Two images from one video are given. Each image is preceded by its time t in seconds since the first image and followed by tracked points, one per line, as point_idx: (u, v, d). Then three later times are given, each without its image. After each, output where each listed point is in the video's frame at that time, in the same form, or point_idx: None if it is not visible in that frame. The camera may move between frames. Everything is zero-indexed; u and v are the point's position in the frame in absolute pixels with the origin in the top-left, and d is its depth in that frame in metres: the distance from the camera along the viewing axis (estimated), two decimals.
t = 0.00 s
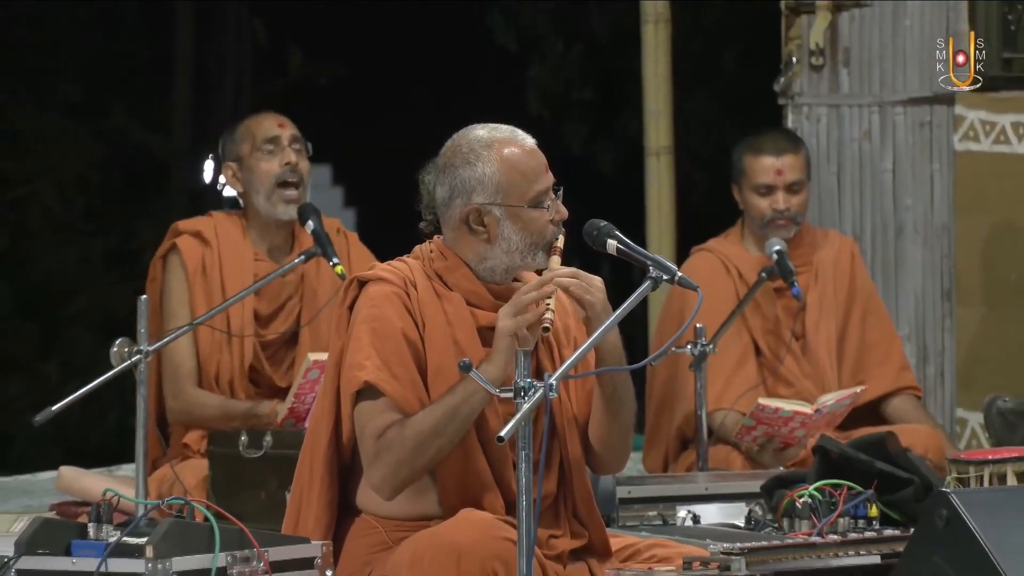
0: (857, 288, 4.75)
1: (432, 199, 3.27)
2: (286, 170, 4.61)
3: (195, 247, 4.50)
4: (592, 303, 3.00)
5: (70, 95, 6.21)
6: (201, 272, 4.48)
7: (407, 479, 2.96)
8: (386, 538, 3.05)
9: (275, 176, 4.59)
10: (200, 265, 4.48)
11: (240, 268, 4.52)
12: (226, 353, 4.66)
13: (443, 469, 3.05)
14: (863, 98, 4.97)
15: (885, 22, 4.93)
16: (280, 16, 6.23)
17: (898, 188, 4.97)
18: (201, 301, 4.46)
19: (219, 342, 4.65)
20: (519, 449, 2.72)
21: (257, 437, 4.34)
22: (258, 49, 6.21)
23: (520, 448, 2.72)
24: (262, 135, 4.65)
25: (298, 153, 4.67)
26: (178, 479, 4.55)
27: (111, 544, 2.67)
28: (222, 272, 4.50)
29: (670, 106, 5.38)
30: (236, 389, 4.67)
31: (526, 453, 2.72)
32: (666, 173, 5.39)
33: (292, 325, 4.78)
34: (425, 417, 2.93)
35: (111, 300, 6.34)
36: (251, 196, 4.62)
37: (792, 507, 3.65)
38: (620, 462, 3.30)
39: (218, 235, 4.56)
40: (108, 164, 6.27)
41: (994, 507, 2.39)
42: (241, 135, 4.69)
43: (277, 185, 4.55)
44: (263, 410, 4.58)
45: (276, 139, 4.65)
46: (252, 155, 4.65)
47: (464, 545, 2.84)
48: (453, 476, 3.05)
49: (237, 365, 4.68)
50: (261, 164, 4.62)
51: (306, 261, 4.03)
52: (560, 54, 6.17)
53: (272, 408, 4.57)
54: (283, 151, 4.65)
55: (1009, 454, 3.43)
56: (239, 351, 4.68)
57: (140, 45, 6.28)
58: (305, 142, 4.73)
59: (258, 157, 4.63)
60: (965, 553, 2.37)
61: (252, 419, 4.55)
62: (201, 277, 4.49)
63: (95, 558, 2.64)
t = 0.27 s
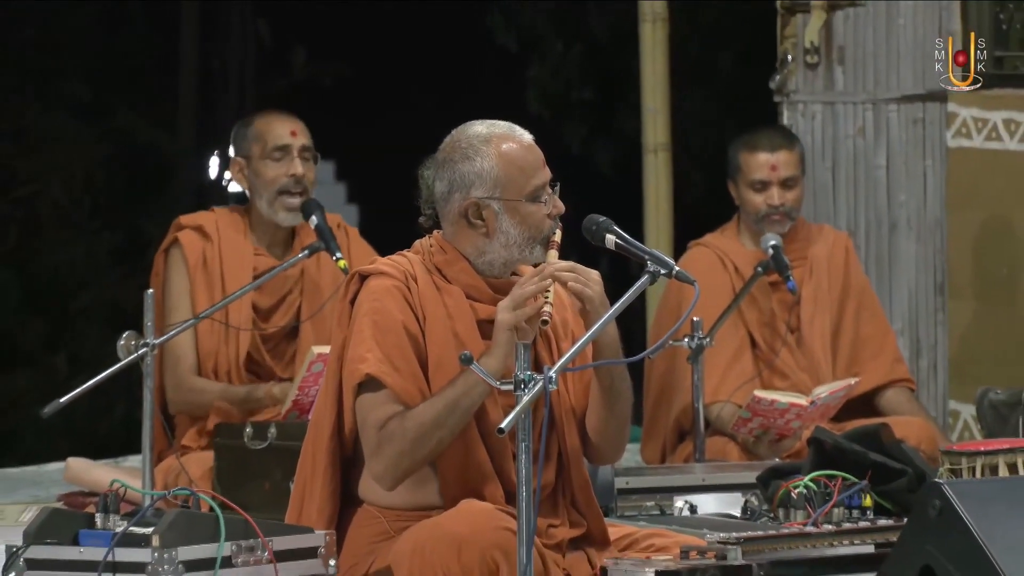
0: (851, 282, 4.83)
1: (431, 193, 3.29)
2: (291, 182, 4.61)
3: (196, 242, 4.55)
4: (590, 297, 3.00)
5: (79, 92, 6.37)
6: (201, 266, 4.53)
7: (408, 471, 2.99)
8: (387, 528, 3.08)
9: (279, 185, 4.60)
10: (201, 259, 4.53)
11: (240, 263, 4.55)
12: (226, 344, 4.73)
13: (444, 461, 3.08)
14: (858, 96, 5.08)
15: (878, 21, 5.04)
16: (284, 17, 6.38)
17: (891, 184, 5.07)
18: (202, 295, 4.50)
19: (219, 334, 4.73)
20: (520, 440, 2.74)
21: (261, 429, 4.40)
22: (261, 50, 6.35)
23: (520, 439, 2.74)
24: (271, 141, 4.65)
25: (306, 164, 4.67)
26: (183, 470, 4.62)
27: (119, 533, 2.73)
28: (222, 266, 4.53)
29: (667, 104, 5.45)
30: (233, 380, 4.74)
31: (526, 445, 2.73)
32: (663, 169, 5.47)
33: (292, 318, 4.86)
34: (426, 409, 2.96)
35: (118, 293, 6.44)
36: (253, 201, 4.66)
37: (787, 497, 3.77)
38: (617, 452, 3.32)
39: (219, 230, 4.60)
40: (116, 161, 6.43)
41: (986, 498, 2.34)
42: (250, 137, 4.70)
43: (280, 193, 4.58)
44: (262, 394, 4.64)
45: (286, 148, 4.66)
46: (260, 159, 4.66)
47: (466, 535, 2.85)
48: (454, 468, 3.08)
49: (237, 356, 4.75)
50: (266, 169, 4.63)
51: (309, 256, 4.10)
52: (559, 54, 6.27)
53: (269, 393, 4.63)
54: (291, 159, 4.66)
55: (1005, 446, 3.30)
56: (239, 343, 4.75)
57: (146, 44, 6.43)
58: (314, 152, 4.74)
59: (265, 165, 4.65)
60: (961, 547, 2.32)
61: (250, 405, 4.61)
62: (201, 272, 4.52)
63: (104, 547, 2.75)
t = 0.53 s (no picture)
0: (846, 275, 4.90)
1: (428, 186, 3.27)
2: (292, 178, 4.68)
3: (201, 235, 4.61)
4: (587, 289, 2.99)
5: (88, 91, 6.42)
6: (206, 259, 4.58)
7: (408, 462, 2.97)
8: (389, 517, 3.08)
9: (281, 181, 4.67)
10: (206, 252, 4.59)
11: (246, 254, 4.62)
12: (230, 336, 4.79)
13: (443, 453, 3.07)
14: (852, 92, 5.12)
15: (873, 20, 5.09)
16: (286, 17, 6.48)
17: (886, 178, 5.10)
18: (206, 287, 4.56)
19: (223, 326, 4.78)
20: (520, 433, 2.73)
21: (265, 420, 4.45)
22: (265, 50, 6.46)
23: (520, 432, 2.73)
24: (275, 137, 4.72)
25: (309, 160, 4.74)
26: (188, 459, 4.69)
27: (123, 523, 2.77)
28: (228, 258, 4.60)
29: (664, 100, 5.51)
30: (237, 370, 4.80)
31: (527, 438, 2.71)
32: (661, 163, 5.52)
33: (295, 311, 4.93)
34: (425, 402, 2.93)
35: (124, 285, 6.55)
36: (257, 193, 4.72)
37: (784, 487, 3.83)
38: (613, 442, 3.31)
39: (224, 223, 4.66)
40: (123, 158, 6.50)
41: (979, 486, 2.39)
42: (256, 131, 4.76)
43: (281, 188, 4.65)
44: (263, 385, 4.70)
45: (289, 144, 4.73)
46: (263, 154, 4.73)
47: (466, 525, 2.88)
48: (453, 458, 3.07)
49: (240, 348, 4.81)
50: (269, 164, 4.71)
51: (313, 249, 4.15)
52: (559, 54, 6.39)
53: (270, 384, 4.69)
54: (294, 155, 4.73)
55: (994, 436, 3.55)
56: (243, 335, 4.81)
57: (152, 43, 6.48)
58: (318, 149, 4.81)
59: (268, 159, 4.72)
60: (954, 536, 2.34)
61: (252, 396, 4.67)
62: (207, 264, 4.58)
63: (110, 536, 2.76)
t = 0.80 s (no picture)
0: (841, 268, 4.98)
1: (423, 179, 3.21)
2: (298, 172, 4.75)
3: (209, 230, 4.69)
4: (582, 279, 2.96)
5: (92, 86, 6.63)
6: (214, 253, 4.66)
7: (408, 450, 2.92)
8: (390, 506, 3.02)
9: (287, 176, 4.74)
10: (214, 246, 4.67)
11: (252, 250, 4.69)
12: (234, 331, 4.85)
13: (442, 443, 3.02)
14: (846, 88, 5.22)
15: (867, 17, 5.17)
16: (290, 15, 6.58)
17: (880, 173, 5.21)
18: (212, 281, 4.64)
19: (229, 319, 4.85)
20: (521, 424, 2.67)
21: (269, 411, 4.50)
22: (269, 46, 6.56)
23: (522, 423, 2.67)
24: (281, 132, 4.80)
25: (315, 154, 4.82)
26: (194, 450, 4.77)
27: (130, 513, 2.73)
28: (235, 252, 4.67)
29: (662, 96, 5.59)
30: (240, 364, 4.86)
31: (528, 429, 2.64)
32: (659, 159, 5.60)
33: (300, 306, 4.99)
34: (425, 392, 2.88)
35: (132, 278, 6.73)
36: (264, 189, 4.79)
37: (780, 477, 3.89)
38: (607, 432, 3.25)
39: (232, 218, 4.74)
40: (127, 154, 6.70)
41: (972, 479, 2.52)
42: (262, 128, 4.84)
43: (287, 183, 4.72)
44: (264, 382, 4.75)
45: (295, 139, 4.81)
46: (270, 150, 4.81)
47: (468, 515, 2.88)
48: (453, 448, 3.02)
49: (244, 343, 4.87)
50: (276, 160, 4.78)
51: (316, 242, 4.23)
52: (557, 50, 6.46)
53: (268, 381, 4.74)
54: (299, 150, 4.81)
55: (988, 427, 3.54)
56: (247, 330, 4.86)
57: (157, 41, 6.67)
58: (323, 144, 4.89)
59: (274, 154, 4.80)
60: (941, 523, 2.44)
61: (251, 392, 4.73)
62: (214, 258, 4.66)
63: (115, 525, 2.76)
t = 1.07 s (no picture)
0: (836, 264, 5.06)
1: (417, 172, 3.28)
2: (303, 168, 4.82)
3: (215, 227, 4.77)
4: (573, 270, 3.02)
5: (99, 86, 6.70)
6: (220, 249, 4.75)
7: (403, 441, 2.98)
8: (390, 498, 3.08)
9: (292, 172, 4.82)
10: (220, 242, 4.75)
11: (257, 247, 4.77)
12: (240, 326, 4.93)
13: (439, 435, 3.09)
14: (840, 87, 5.30)
15: (861, 17, 5.26)
16: (294, 14, 6.65)
17: (875, 171, 5.28)
18: (217, 277, 4.72)
19: (234, 314, 4.93)
20: (520, 417, 2.68)
21: (274, 404, 4.57)
22: (274, 43, 6.64)
23: (521, 416, 2.68)
24: (285, 129, 4.87)
25: (319, 150, 4.88)
26: (200, 443, 4.85)
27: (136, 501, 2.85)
28: (240, 249, 4.76)
29: (660, 95, 5.67)
30: (245, 358, 4.94)
31: (526, 422, 2.67)
32: (656, 156, 5.68)
33: (305, 302, 5.06)
34: (421, 382, 2.95)
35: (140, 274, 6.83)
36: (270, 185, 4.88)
37: (775, 469, 3.91)
38: (599, 420, 3.34)
39: (238, 215, 4.83)
40: (133, 152, 6.76)
41: (963, 469, 2.56)
42: (267, 126, 4.92)
43: (293, 179, 4.80)
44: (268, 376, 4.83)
45: (299, 135, 4.87)
46: (275, 146, 4.88)
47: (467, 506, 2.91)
48: (449, 441, 3.08)
49: (249, 338, 4.95)
50: (280, 156, 4.85)
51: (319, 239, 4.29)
52: (557, 49, 6.56)
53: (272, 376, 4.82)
54: (303, 146, 4.87)
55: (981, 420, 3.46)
56: (252, 325, 4.94)
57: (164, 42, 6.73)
58: (327, 140, 4.95)
59: (279, 151, 4.87)
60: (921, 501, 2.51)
61: (255, 386, 4.81)
62: (220, 254, 4.74)
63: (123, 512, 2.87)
